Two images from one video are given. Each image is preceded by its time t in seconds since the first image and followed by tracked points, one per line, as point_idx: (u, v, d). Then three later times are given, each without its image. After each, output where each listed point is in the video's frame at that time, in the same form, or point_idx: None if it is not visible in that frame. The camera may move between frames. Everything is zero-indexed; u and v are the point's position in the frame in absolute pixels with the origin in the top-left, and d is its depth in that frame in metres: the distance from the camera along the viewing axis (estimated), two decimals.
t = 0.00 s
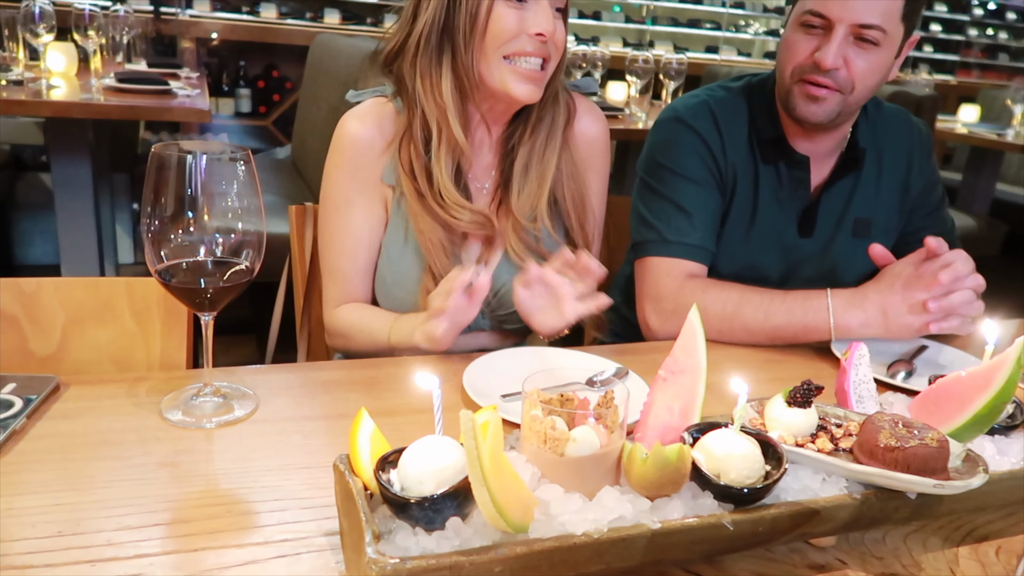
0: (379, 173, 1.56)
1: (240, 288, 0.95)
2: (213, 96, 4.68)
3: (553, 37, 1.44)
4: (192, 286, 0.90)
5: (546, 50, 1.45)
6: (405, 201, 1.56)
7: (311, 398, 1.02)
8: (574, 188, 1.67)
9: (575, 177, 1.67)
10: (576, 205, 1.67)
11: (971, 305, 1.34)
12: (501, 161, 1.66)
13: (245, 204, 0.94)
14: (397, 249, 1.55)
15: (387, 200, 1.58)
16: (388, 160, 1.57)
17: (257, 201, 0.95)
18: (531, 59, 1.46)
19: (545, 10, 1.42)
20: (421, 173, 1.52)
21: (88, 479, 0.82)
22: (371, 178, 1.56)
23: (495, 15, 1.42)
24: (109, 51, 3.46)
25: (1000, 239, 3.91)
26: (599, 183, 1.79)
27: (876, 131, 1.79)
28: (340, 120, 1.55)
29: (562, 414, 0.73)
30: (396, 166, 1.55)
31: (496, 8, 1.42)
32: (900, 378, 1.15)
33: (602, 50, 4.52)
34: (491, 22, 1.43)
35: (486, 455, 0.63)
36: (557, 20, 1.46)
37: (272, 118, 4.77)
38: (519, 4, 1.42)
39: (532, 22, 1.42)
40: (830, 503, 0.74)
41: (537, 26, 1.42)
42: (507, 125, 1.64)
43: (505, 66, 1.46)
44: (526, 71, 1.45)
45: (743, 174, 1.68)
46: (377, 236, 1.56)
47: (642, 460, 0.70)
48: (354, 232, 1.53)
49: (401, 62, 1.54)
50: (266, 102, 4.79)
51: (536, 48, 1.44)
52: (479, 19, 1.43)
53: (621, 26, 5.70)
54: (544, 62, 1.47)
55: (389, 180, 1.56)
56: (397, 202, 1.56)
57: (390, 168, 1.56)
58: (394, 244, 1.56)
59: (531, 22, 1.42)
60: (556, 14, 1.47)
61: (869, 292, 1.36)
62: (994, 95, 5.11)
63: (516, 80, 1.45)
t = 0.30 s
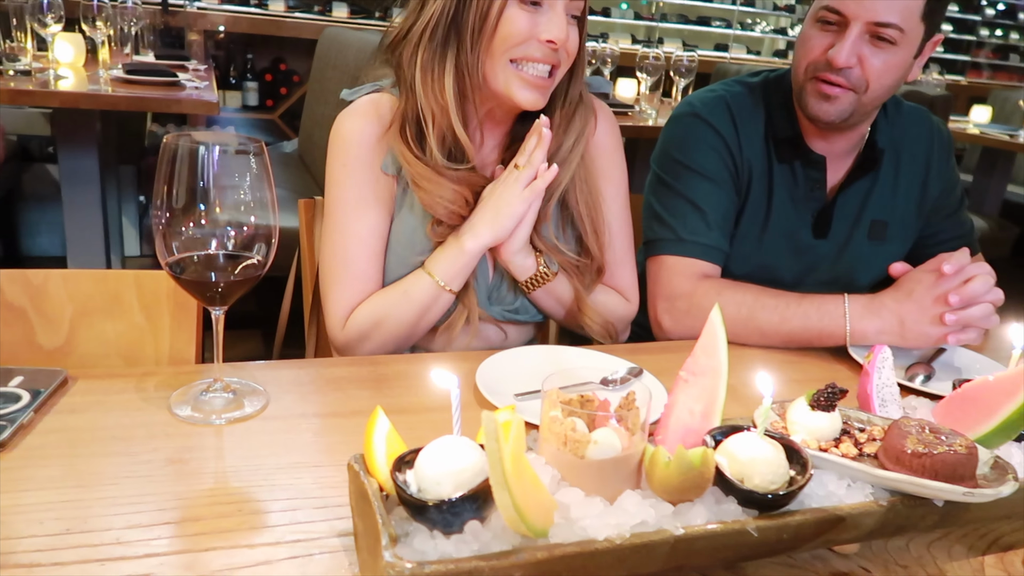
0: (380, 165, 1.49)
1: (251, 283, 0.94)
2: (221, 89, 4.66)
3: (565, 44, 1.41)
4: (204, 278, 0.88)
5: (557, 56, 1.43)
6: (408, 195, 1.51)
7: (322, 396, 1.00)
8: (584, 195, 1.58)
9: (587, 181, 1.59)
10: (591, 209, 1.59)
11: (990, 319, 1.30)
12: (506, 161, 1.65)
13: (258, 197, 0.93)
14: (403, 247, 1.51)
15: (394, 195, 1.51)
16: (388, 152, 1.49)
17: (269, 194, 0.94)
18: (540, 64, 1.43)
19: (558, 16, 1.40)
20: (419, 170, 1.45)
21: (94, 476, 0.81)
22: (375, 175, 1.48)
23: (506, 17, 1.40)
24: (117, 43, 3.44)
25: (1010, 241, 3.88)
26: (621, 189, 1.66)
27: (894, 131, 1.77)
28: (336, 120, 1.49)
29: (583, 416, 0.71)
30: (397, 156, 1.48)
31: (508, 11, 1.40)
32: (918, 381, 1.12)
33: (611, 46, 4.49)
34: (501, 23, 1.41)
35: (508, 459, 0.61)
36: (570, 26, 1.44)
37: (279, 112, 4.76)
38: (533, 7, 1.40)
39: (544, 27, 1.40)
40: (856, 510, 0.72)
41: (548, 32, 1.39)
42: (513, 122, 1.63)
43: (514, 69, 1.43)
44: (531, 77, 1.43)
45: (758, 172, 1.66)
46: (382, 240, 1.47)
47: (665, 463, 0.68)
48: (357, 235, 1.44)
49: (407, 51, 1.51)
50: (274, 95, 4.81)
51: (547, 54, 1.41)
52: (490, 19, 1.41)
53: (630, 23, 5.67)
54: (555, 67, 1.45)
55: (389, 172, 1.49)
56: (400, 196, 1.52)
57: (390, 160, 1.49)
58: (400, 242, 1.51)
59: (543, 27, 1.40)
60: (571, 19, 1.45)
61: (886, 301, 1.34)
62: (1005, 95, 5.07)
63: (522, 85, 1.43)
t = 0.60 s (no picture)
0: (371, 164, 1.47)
1: (255, 284, 0.92)
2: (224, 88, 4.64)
3: (562, 45, 1.38)
4: (207, 278, 0.87)
5: (555, 57, 1.39)
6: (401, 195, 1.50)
7: (326, 398, 0.98)
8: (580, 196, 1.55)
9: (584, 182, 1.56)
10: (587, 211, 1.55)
11: (1004, 323, 1.29)
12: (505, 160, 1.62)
13: (262, 196, 0.91)
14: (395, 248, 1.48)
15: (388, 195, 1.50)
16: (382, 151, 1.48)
17: (273, 192, 0.92)
18: (538, 65, 1.40)
19: (557, 17, 1.36)
20: (410, 171, 1.44)
21: (94, 481, 0.79)
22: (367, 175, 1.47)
23: (503, 16, 1.37)
24: (120, 41, 3.43)
25: (1018, 242, 3.85)
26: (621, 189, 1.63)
27: (906, 130, 1.75)
28: (333, 118, 1.48)
29: (595, 421, 0.68)
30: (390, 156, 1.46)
31: (504, 11, 1.37)
32: (933, 385, 1.10)
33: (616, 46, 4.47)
34: (497, 23, 1.38)
35: (520, 466, 0.59)
36: (569, 27, 1.41)
37: (282, 111, 4.75)
38: (532, 7, 1.36)
39: (542, 27, 1.36)
40: (876, 519, 0.70)
41: (545, 33, 1.36)
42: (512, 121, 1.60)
43: (510, 69, 1.40)
44: (529, 78, 1.40)
45: (768, 171, 1.64)
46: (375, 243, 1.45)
47: (681, 471, 0.66)
48: (349, 235, 1.43)
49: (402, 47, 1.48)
50: (278, 95, 4.78)
51: (544, 56, 1.38)
52: (486, 18, 1.38)
53: (635, 22, 5.66)
54: (553, 68, 1.41)
55: (381, 171, 1.48)
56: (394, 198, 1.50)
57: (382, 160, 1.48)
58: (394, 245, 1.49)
59: (540, 28, 1.36)
60: (571, 20, 1.41)
61: (899, 302, 1.32)
62: (1011, 96, 5.05)
63: (518, 87, 1.40)
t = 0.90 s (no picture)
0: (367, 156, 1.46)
1: (249, 282, 0.90)
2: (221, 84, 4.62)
3: (549, 32, 1.37)
4: (199, 277, 0.85)
5: (542, 45, 1.38)
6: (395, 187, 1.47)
7: (321, 400, 0.96)
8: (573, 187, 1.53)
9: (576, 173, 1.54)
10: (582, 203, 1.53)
11: (1009, 328, 1.27)
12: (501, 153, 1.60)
13: (257, 193, 0.89)
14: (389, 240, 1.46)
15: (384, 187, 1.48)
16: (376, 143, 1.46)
17: (268, 189, 0.90)
18: (525, 52, 1.39)
19: (542, 5, 1.36)
20: (403, 160, 1.41)
21: (82, 484, 0.77)
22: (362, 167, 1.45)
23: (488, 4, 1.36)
24: (116, 35, 3.40)
25: (1017, 243, 3.84)
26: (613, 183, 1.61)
27: (910, 131, 1.73)
28: (327, 109, 1.45)
29: (597, 426, 0.67)
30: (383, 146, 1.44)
31: None
32: (935, 389, 1.08)
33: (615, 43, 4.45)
34: (483, 11, 1.37)
35: (520, 473, 0.58)
36: (556, 13, 1.40)
37: (279, 107, 4.72)
38: None
39: (528, 14, 1.35)
40: (883, 528, 0.69)
41: (530, 20, 1.35)
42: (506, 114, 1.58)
43: (497, 57, 1.40)
44: (516, 65, 1.39)
45: (770, 171, 1.62)
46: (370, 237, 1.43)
47: (684, 478, 0.64)
48: (345, 226, 1.41)
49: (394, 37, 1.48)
50: (275, 90, 4.75)
51: (531, 43, 1.37)
52: (472, 6, 1.38)
53: (634, 20, 5.64)
54: (541, 56, 1.41)
55: (375, 161, 1.46)
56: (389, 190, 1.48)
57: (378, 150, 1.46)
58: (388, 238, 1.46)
59: (526, 15, 1.35)
60: (558, 8, 1.40)
61: (902, 303, 1.31)
62: (1010, 97, 5.04)
63: (506, 75, 1.40)
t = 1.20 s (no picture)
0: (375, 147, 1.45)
1: (243, 279, 0.89)
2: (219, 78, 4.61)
3: (524, 11, 1.35)
4: (193, 272, 0.84)
5: (519, 23, 1.37)
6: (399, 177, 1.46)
7: (317, 397, 0.96)
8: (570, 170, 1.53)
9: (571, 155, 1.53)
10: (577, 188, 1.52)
11: (1009, 326, 1.27)
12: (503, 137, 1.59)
13: (251, 188, 0.88)
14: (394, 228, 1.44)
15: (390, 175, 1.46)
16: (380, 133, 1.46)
17: (263, 184, 0.89)
18: (503, 32, 1.39)
19: None
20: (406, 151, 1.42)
21: (74, 480, 0.76)
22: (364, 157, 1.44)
23: None
24: (114, 29, 3.38)
25: (1016, 242, 3.84)
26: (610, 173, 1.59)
27: (908, 128, 1.72)
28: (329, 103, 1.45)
29: (593, 425, 0.66)
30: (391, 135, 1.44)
31: None
32: (934, 388, 1.08)
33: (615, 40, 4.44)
34: None
35: (514, 473, 0.57)
36: None
37: (277, 102, 4.71)
38: None
39: None
40: (881, 529, 0.68)
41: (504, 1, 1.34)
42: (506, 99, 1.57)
43: (475, 36, 1.40)
44: (494, 44, 1.40)
45: (767, 168, 1.62)
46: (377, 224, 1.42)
47: (682, 477, 0.64)
48: (352, 213, 1.39)
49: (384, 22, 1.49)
50: (273, 86, 4.74)
51: (505, 23, 1.36)
52: None
53: (634, 16, 5.63)
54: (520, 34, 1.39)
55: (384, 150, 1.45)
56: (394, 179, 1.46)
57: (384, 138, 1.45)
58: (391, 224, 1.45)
59: None
60: None
61: (901, 302, 1.30)
62: (1010, 96, 5.03)
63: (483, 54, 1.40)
